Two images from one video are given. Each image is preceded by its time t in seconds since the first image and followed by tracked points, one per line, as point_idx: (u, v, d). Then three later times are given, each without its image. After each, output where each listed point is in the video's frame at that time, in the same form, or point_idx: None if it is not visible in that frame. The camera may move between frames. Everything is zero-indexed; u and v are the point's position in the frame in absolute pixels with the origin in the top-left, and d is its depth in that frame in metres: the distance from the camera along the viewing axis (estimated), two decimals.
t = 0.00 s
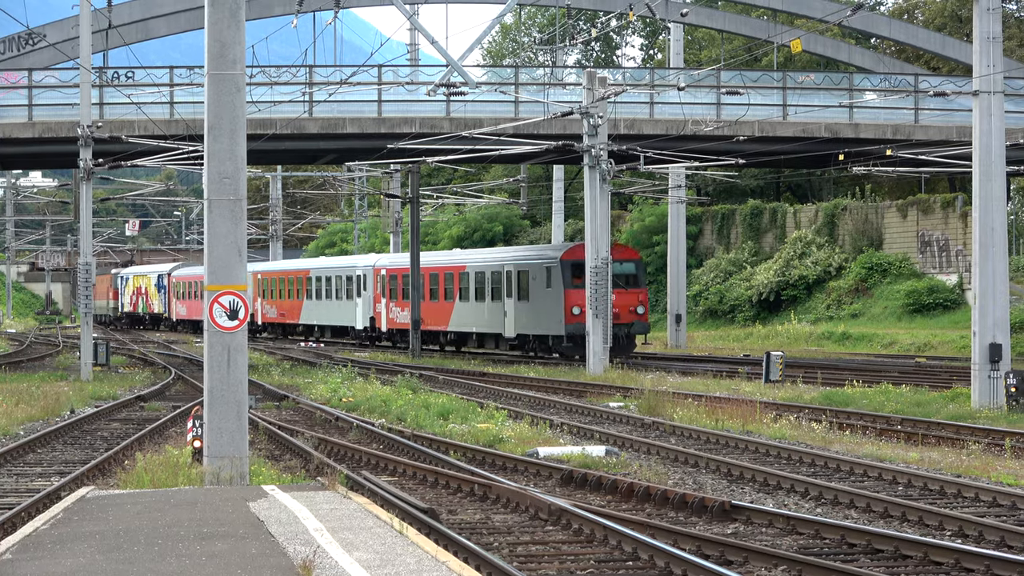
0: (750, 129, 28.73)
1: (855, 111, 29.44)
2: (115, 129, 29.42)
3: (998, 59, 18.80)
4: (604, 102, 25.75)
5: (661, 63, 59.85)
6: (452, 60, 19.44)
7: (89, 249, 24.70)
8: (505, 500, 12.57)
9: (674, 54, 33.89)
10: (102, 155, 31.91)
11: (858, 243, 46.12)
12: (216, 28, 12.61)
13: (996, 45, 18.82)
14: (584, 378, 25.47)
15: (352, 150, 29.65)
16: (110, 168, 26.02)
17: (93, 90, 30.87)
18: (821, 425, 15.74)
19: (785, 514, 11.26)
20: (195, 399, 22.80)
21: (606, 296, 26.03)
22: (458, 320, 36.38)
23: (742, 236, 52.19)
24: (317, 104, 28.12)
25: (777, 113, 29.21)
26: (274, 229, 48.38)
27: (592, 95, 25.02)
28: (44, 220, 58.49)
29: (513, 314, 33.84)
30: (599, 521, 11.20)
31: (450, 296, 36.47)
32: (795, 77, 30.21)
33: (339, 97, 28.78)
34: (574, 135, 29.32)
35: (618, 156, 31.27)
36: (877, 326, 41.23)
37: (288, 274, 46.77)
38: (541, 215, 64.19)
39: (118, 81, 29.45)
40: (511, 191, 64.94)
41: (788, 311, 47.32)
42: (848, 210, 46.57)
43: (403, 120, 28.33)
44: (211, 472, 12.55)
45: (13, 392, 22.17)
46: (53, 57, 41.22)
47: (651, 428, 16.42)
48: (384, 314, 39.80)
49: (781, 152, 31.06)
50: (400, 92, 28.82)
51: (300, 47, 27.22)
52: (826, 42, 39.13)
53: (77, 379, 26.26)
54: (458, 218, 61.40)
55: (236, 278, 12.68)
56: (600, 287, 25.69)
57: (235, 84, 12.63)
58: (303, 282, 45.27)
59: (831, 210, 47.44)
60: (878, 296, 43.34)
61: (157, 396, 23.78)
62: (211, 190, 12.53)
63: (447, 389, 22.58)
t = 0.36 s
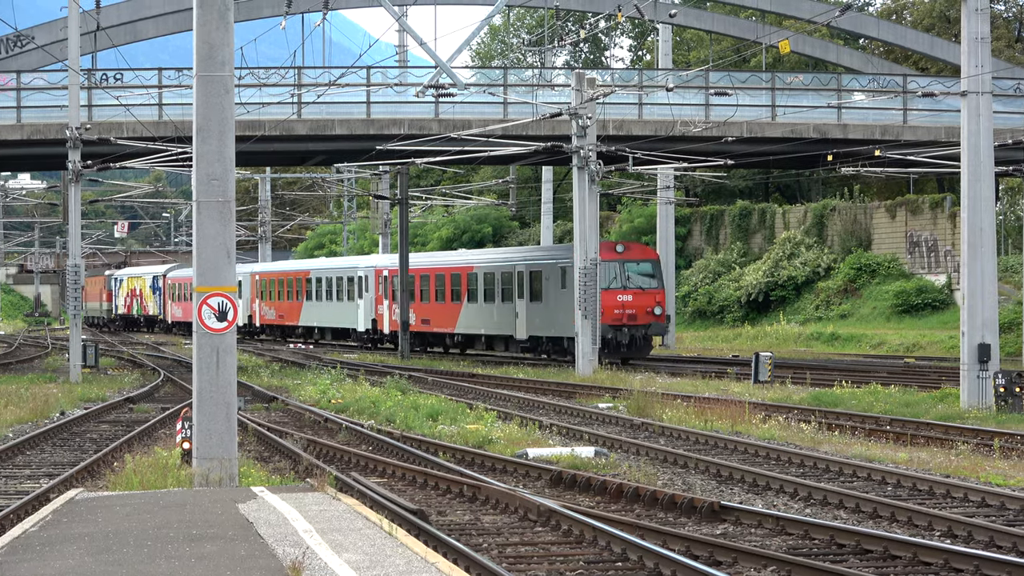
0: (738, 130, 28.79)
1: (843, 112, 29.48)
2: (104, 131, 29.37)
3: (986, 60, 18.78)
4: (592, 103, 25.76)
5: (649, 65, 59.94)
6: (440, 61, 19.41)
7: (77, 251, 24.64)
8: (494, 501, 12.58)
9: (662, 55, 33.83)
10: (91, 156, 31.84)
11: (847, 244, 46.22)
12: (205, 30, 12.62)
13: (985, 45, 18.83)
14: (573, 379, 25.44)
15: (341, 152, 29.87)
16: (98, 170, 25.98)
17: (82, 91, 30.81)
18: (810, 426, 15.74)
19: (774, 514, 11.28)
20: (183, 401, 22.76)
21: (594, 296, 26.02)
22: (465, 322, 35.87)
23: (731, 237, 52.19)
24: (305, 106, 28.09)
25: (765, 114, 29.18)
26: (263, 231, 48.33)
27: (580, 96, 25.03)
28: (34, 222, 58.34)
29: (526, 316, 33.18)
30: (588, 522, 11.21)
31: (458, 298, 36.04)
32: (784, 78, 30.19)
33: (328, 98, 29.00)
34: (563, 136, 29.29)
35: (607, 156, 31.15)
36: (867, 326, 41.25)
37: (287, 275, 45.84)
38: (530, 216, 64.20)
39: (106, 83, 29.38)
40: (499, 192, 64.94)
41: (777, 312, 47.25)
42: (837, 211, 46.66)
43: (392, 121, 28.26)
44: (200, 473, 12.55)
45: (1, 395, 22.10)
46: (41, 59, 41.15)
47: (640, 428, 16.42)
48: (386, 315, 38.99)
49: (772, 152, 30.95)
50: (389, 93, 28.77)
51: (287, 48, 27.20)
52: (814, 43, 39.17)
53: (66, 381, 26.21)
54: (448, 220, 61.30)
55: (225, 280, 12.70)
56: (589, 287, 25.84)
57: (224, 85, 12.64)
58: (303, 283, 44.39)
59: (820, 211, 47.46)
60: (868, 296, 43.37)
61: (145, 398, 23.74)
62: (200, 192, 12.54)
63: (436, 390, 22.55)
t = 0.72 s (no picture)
0: (726, 131, 28.78)
1: (831, 113, 29.50)
2: (91, 130, 29.35)
3: (973, 62, 18.73)
4: (579, 104, 25.83)
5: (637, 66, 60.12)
6: (428, 62, 19.37)
7: (64, 250, 24.63)
8: (480, 502, 12.59)
9: (649, 56, 33.80)
10: (78, 156, 31.81)
11: (834, 245, 46.17)
12: (193, 30, 12.63)
13: (972, 47, 18.80)
14: (560, 379, 25.44)
15: (328, 152, 29.79)
16: (86, 170, 25.98)
17: (69, 91, 30.79)
18: (796, 427, 15.76)
19: (761, 515, 11.29)
20: (169, 401, 22.75)
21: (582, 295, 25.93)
22: (472, 323, 34.91)
23: (718, 238, 51.99)
24: (293, 106, 28.10)
25: (753, 115, 29.16)
26: (250, 231, 48.33)
27: (568, 97, 25.08)
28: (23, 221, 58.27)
29: (538, 316, 32.04)
30: (574, 523, 11.22)
31: (464, 298, 35.11)
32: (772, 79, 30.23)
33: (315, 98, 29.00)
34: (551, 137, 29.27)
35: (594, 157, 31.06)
36: (854, 328, 41.32)
37: (284, 274, 44.52)
38: (517, 217, 64.27)
39: (94, 83, 29.35)
40: (487, 194, 64.99)
41: (764, 313, 47.21)
42: (824, 213, 46.57)
43: (380, 122, 28.26)
44: (187, 473, 12.56)
45: None
46: (29, 58, 41.12)
47: (627, 430, 16.44)
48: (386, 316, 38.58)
49: (759, 154, 30.76)
50: (377, 94, 28.78)
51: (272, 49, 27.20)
52: (801, 45, 39.32)
53: (53, 381, 26.18)
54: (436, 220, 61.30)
55: (212, 280, 12.70)
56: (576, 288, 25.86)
57: (212, 85, 12.64)
58: (300, 283, 43.06)
59: (807, 212, 47.43)
60: (854, 297, 43.47)
61: (132, 399, 23.71)
62: (187, 192, 12.54)
63: (423, 391, 22.57)
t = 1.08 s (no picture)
0: (711, 132, 28.75)
1: (815, 114, 29.43)
2: (76, 132, 29.29)
3: (958, 62, 18.56)
4: (564, 105, 26.00)
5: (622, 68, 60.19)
6: (413, 63, 19.35)
7: (48, 251, 24.58)
8: (465, 503, 12.60)
9: (635, 58, 33.82)
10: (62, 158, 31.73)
11: (819, 246, 46.25)
12: (177, 31, 12.62)
13: (957, 48, 18.59)
14: (545, 380, 25.64)
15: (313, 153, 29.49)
16: (70, 171, 25.95)
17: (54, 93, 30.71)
18: (781, 428, 15.77)
19: (746, 515, 11.31)
20: (153, 402, 22.72)
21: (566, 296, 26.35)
22: (478, 324, 34.41)
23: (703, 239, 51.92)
24: (278, 106, 28.07)
25: (738, 117, 29.15)
26: (234, 231, 48.26)
27: (553, 98, 25.13)
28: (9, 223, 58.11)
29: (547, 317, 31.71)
30: (560, 524, 11.23)
31: (471, 299, 34.60)
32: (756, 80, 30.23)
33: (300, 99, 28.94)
34: (536, 138, 29.20)
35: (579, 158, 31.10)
36: (838, 329, 41.43)
37: (281, 275, 43.81)
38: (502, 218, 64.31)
39: (78, 83, 29.28)
40: (472, 195, 64.96)
41: (748, 314, 47.30)
42: (809, 213, 46.63)
43: (364, 123, 28.23)
44: (172, 474, 12.56)
45: None
46: (14, 60, 41.02)
47: (612, 430, 16.46)
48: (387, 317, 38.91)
49: (743, 156, 30.70)
50: (362, 95, 28.75)
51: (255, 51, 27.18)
52: (786, 46, 39.34)
53: (37, 382, 26.12)
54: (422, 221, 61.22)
55: (197, 281, 12.69)
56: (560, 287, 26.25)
57: (196, 86, 12.64)
58: (298, 284, 42.36)
59: (792, 213, 47.39)
60: (839, 298, 43.54)
61: (117, 400, 23.70)
62: (172, 193, 12.52)
63: (408, 392, 22.56)
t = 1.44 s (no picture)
0: (693, 133, 28.71)
1: (798, 115, 29.29)
2: (58, 132, 29.26)
3: (940, 64, 18.56)
4: (547, 106, 26.03)
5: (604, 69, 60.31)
6: (395, 64, 19.32)
7: (30, 252, 24.55)
8: (447, 504, 12.59)
9: (618, 59, 33.80)
10: (45, 158, 31.68)
11: (801, 247, 46.17)
12: (160, 31, 12.63)
13: (939, 50, 18.61)
14: (528, 380, 25.77)
15: (295, 154, 29.56)
16: (53, 171, 25.92)
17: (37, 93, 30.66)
18: (763, 429, 15.80)
19: (728, 517, 11.32)
20: (135, 403, 22.70)
21: (549, 296, 26.47)
22: (484, 326, 33.75)
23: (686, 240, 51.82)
24: (260, 107, 28.04)
25: (720, 118, 29.12)
26: (217, 232, 48.24)
27: (536, 99, 25.17)
28: None
29: (561, 320, 31.22)
30: (542, 524, 11.23)
31: (475, 300, 33.99)
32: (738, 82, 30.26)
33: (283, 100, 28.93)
34: (518, 139, 29.09)
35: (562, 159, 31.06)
36: (821, 330, 41.62)
37: (275, 275, 43.49)
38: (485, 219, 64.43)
39: (61, 84, 29.23)
40: (455, 195, 65.02)
41: (730, 315, 47.88)
42: (791, 214, 46.48)
43: (347, 124, 28.19)
44: (154, 475, 12.56)
45: None
46: None
47: (595, 431, 16.48)
48: (385, 318, 38.21)
49: (726, 156, 30.54)
50: (345, 96, 28.74)
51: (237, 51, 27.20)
52: (768, 47, 39.37)
53: (20, 383, 26.09)
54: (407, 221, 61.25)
55: (179, 281, 12.70)
56: (544, 288, 26.32)
57: (179, 87, 12.64)
58: (292, 285, 41.97)
59: (775, 214, 47.23)
60: (821, 300, 43.73)
61: (99, 400, 23.68)
62: (154, 193, 12.53)
63: (391, 392, 22.54)
